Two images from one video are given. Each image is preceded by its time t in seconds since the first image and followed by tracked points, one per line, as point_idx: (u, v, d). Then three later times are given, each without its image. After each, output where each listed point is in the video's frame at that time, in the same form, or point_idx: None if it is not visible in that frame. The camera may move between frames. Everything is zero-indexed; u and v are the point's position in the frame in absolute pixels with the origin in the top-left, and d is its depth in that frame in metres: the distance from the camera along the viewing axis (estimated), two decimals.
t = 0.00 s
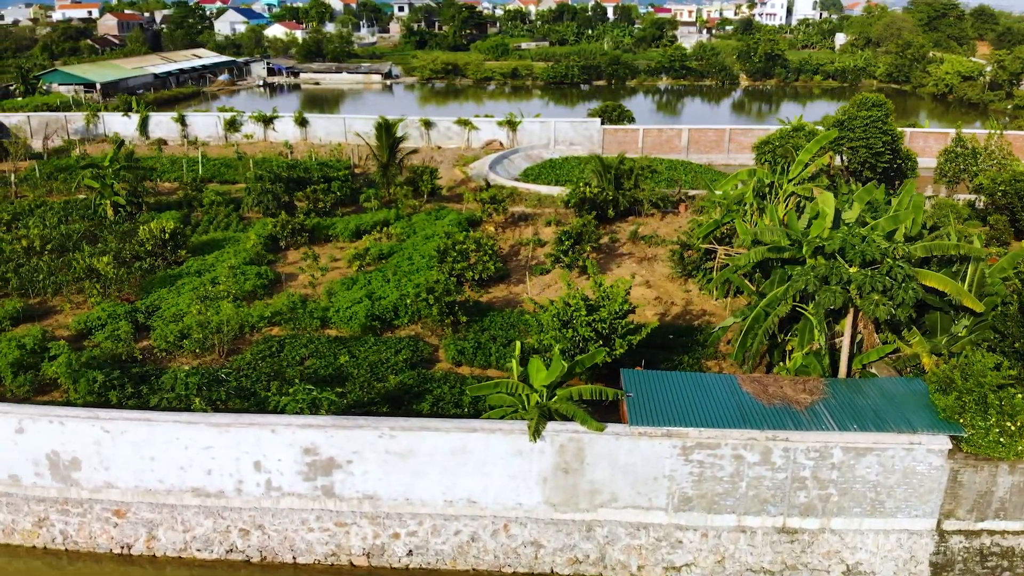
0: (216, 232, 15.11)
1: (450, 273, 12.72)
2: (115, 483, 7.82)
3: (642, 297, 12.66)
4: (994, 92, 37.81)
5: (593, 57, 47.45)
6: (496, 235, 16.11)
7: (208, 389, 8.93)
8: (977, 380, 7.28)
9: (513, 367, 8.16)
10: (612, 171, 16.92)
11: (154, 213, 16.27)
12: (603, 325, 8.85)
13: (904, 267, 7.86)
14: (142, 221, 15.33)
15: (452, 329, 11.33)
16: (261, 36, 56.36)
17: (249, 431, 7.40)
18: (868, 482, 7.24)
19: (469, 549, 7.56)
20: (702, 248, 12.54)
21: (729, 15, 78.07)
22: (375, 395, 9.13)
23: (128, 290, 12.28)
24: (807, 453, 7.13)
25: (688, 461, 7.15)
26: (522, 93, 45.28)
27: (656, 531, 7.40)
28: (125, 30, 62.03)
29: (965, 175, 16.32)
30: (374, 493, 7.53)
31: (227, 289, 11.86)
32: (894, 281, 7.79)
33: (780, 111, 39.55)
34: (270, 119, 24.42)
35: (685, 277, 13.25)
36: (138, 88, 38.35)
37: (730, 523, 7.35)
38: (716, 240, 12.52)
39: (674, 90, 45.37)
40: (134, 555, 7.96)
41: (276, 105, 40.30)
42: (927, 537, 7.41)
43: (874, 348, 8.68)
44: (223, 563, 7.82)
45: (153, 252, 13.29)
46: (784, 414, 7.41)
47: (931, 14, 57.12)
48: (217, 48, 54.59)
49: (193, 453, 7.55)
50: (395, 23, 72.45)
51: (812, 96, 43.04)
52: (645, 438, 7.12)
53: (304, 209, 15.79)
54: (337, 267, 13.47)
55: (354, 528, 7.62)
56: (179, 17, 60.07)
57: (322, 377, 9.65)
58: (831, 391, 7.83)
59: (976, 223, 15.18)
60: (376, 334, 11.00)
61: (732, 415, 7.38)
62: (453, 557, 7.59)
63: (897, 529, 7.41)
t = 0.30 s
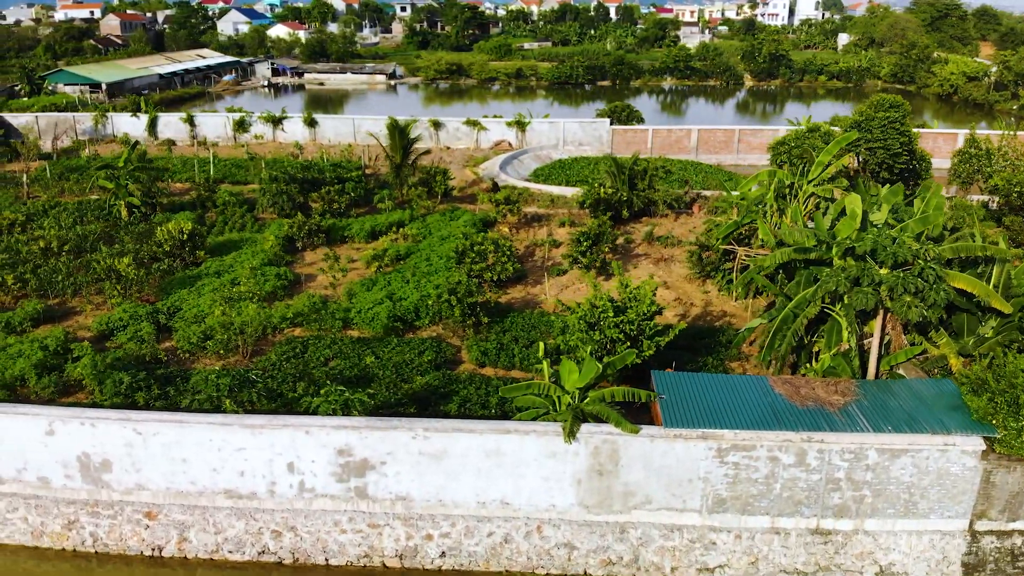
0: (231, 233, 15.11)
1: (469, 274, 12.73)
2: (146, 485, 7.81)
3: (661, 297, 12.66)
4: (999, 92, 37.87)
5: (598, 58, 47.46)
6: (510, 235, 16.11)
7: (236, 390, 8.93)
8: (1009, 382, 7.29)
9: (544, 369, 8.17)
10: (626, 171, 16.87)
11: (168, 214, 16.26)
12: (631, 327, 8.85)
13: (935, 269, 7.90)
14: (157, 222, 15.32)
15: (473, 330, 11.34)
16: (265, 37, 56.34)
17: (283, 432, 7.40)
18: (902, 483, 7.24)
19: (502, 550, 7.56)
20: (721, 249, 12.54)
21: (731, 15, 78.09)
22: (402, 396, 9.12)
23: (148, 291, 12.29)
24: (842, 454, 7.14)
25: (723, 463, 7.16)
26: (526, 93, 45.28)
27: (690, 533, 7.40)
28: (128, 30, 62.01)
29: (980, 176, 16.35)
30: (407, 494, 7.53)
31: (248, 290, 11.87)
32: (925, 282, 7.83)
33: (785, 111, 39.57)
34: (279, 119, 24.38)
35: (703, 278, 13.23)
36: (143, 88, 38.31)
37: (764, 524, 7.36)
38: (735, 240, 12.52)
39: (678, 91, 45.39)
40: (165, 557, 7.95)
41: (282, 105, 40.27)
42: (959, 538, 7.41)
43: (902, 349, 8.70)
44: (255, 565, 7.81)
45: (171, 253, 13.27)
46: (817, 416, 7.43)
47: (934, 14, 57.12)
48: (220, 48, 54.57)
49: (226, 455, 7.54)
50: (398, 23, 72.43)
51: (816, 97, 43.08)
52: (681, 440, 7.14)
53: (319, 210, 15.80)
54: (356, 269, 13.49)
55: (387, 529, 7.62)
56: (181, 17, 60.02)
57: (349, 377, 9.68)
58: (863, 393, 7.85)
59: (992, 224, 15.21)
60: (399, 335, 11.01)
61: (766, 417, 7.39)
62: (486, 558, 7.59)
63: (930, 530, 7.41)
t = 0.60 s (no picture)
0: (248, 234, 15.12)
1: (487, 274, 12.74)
2: (179, 487, 7.81)
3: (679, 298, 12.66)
4: (1005, 93, 37.90)
5: (602, 58, 47.48)
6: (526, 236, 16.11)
7: (264, 392, 8.93)
8: None
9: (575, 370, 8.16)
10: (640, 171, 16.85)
11: (183, 215, 16.26)
12: (659, 328, 8.83)
13: (965, 271, 7.96)
14: (173, 223, 15.32)
15: (495, 331, 11.34)
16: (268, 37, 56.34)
17: (318, 433, 7.41)
18: (935, 484, 7.25)
19: (536, 552, 7.57)
20: (741, 249, 12.54)
21: (734, 15, 78.16)
22: (429, 397, 9.12)
23: (169, 292, 12.31)
24: (876, 456, 7.16)
25: (758, 464, 7.17)
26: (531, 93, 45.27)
27: (724, 534, 7.41)
28: (130, 31, 61.99)
29: (995, 176, 16.37)
30: (440, 495, 7.54)
31: (268, 291, 11.87)
32: (957, 284, 7.87)
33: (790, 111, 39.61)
34: (288, 119, 24.36)
35: (721, 278, 13.22)
36: (148, 88, 38.28)
37: (798, 525, 7.37)
38: (754, 241, 12.52)
39: (682, 91, 45.43)
40: (197, 558, 7.94)
41: (287, 105, 40.26)
42: (992, 538, 7.42)
43: (929, 351, 8.72)
44: (288, 566, 7.81)
45: (190, 254, 13.26)
46: (851, 418, 7.44)
47: (936, 15, 57.19)
48: (223, 49, 54.56)
49: (260, 457, 7.55)
50: (400, 23, 72.42)
51: (821, 97, 43.12)
52: (716, 442, 7.15)
53: (334, 210, 15.81)
54: (373, 270, 13.50)
55: (420, 530, 7.62)
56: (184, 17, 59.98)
57: (375, 378, 9.69)
58: (894, 393, 7.87)
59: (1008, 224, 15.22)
60: (421, 336, 11.02)
61: (800, 420, 7.41)
62: (520, 560, 7.59)
63: (963, 531, 7.42)
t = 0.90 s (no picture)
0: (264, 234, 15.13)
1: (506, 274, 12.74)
2: (212, 488, 7.81)
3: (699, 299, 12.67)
4: (1010, 93, 37.93)
5: (606, 58, 47.48)
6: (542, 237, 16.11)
7: (292, 392, 8.93)
8: None
9: (607, 371, 8.17)
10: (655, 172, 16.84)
11: (198, 216, 16.27)
12: (689, 329, 8.84)
13: (997, 272, 7.97)
14: (189, 224, 15.33)
15: (517, 332, 11.35)
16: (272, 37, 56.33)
17: (352, 434, 7.41)
18: (969, 484, 7.24)
19: (570, 553, 7.58)
20: (760, 250, 12.54)
21: (735, 15, 78.23)
22: (457, 398, 9.12)
23: (189, 293, 12.30)
24: (911, 456, 7.15)
25: (794, 465, 7.18)
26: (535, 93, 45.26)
27: (758, 535, 7.43)
28: (133, 30, 61.97)
29: (1010, 177, 16.40)
30: (474, 496, 7.55)
31: (290, 292, 11.86)
32: (988, 285, 7.88)
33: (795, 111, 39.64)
34: (297, 120, 24.35)
35: (740, 279, 13.23)
36: (154, 89, 38.27)
37: (832, 526, 7.39)
38: (774, 241, 12.52)
39: (687, 91, 45.46)
40: (229, 560, 7.94)
41: (292, 105, 40.25)
42: None
43: (957, 351, 8.72)
44: (321, 567, 7.82)
45: (208, 254, 13.25)
46: (885, 419, 7.49)
47: (939, 15, 57.28)
48: (227, 48, 54.54)
49: (294, 457, 7.55)
50: (402, 23, 72.43)
51: (825, 97, 43.17)
52: (752, 443, 7.16)
53: (349, 211, 15.82)
54: (391, 270, 13.49)
55: (454, 531, 7.63)
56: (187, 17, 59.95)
57: (402, 379, 9.70)
58: (926, 394, 7.90)
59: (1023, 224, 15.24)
60: (444, 337, 11.03)
61: (835, 421, 7.44)
62: (554, 561, 7.60)
63: (995, 531, 7.42)
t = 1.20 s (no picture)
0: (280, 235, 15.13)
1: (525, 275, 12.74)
2: (245, 489, 7.81)
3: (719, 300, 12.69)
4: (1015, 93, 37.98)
5: (611, 59, 47.49)
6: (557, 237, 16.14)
7: (322, 392, 8.95)
8: None
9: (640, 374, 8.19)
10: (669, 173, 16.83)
11: (214, 217, 16.27)
12: (719, 331, 8.85)
13: None
14: (206, 225, 15.33)
15: (539, 333, 11.35)
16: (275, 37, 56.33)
17: (388, 435, 7.42)
18: (1004, 485, 7.21)
19: (605, 554, 7.62)
20: (780, 251, 12.55)
21: (737, 16, 78.29)
22: (485, 399, 9.13)
23: (210, 294, 12.29)
24: (946, 458, 7.13)
25: (829, 467, 7.20)
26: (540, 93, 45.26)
27: (793, 536, 7.45)
28: (136, 31, 61.93)
29: None
30: (508, 497, 7.56)
31: (311, 293, 11.85)
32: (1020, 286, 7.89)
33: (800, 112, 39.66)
34: (306, 120, 24.34)
35: (759, 280, 13.24)
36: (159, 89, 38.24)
37: (866, 527, 7.41)
38: (794, 241, 12.53)
39: (692, 92, 45.49)
40: (263, 561, 7.96)
41: (298, 106, 40.24)
42: None
43: (985, 352, 8.71)
44: (356, 568, 7.86)
45: (228, 255, 13.24)
46: (919, 420, 7.51)
47: (942, 16, 57.37)
48: (230, 49, 54.52)
49: (329, 459, 7.56)
50: (405, 23, 72.44)
51: (830, 97, 43.21)
52: (788, 444, 7.16)
53: (365, 211, 15.81)
54: (409, 271, 13.49)
55: (488, 533, 7.66)
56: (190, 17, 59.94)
57: (429, 381, 9.72)
58: (959, 395, 7.92)
59: None
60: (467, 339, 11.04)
61: (870, 422, 7.46)
62: (588, 562, 7.65)
63: None
